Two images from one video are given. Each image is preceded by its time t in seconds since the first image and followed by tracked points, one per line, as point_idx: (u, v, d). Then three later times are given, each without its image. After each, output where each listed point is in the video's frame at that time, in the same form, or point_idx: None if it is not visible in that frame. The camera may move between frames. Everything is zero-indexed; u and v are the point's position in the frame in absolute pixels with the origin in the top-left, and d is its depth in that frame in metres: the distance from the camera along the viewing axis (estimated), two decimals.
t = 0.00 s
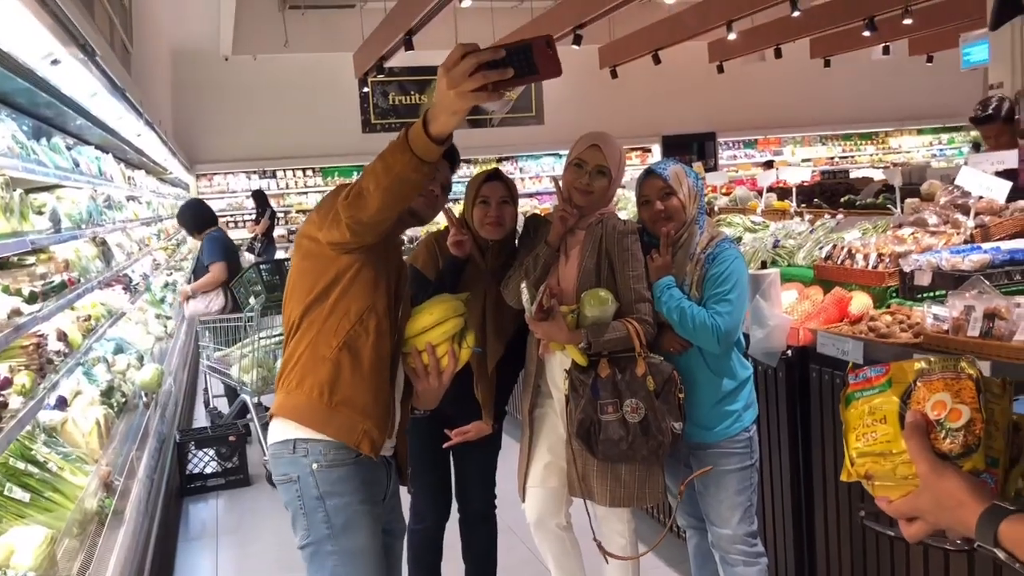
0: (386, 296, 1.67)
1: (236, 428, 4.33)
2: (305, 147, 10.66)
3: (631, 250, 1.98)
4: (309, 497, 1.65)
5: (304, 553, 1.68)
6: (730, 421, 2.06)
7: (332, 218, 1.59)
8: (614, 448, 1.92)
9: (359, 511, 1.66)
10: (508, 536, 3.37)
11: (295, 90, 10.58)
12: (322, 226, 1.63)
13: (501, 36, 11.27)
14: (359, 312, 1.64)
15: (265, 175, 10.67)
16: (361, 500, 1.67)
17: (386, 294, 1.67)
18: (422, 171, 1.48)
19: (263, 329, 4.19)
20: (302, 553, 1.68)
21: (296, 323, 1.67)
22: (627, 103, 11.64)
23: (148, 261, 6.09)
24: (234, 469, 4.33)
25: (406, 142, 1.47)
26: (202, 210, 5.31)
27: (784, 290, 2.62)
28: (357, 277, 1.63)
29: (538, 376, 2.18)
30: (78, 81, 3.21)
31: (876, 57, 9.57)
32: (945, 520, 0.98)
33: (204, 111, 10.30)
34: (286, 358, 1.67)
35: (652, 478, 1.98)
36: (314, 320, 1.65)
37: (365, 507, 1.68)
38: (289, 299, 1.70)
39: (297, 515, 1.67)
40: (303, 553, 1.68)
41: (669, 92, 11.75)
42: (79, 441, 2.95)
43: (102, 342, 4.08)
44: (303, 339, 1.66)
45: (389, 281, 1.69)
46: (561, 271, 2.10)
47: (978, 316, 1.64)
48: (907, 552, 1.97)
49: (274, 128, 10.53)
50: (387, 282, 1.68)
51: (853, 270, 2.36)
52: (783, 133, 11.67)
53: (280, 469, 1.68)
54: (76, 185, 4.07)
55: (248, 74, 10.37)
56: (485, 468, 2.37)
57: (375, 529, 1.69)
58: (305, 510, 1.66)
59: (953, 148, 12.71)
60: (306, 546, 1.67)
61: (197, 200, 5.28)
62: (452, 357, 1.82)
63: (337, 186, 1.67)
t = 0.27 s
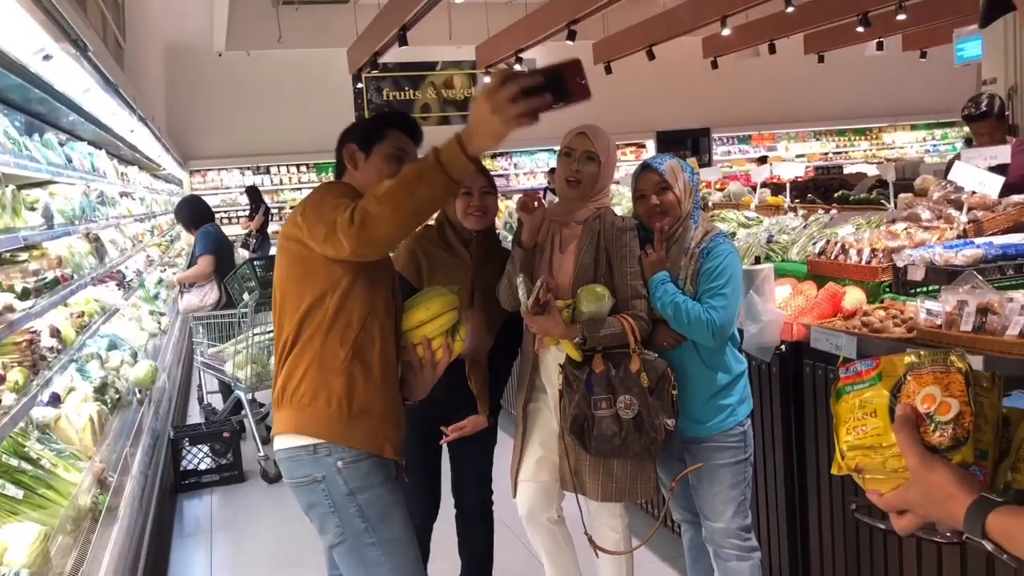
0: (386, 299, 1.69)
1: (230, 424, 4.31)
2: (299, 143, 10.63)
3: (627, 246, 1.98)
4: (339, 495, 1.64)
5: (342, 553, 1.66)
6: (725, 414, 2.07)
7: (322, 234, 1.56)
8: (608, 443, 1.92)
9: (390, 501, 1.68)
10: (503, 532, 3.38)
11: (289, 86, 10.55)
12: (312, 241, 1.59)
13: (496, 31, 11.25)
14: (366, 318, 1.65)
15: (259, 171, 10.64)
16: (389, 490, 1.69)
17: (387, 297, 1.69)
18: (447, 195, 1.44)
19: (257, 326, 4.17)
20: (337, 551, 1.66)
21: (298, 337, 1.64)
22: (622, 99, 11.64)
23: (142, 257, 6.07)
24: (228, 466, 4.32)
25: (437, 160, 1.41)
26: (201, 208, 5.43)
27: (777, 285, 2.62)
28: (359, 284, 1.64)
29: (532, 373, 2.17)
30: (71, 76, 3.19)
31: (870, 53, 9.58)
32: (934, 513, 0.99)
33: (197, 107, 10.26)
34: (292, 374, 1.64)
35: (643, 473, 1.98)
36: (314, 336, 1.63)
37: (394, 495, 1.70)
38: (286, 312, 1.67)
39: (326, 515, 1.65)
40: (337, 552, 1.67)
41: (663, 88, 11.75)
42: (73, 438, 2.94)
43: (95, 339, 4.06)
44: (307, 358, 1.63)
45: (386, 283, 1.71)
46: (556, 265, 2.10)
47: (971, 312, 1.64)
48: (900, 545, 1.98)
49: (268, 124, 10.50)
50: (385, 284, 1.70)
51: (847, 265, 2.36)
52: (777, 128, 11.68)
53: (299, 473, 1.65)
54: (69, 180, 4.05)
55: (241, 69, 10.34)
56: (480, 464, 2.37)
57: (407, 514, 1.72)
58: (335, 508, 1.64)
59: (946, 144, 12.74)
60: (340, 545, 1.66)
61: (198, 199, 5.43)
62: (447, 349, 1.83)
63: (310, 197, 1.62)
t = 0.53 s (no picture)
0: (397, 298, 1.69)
1: (224, 415, 4.30)
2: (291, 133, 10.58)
3: (623, 236, 1.97)
4: (370, 493, 1.66)
5: (363, 552, 1.67)
6: (726, 394, 2.07)
7: (334, 243, 1.53)
8: (601, 432, 1.92)
9: (413, 499, 1.73)
10: (497, 521, 3.38)
11: (282, 75, 10.49)
12: (320, 252, 1.57)
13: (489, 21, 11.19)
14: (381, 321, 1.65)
15: (252, 162, 10.59)
16: (412, 489, 1.73)
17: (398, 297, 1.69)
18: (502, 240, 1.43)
19: (251, 316, 4.16)
20: (361, 549, 1.67)
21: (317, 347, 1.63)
22: (616, 88, 11.61)
23: (135, 248, 6.04)
24: (223, 456, 4.31)
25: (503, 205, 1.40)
26: (195, 198, 5.43)
27: (771, 273, 2.63)
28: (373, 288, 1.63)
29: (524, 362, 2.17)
30: (62, 65, 3.16)
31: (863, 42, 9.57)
32: (927, 496, 0.99)
33: (189, 96, 10.19)
34: (315, 385, 1.64)
35: (637, 462, 1.99)
36: (331, 346, 1.62)
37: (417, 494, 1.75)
38: (300, 322, 1.65)
39: (353, 512, 1.66)
40: (360, 549, 1.67)
41: (657, 77, 11.73)
42: (66, 428, 2.93)
43: (88, 330, 4.03)
44: (327, 367, 1.62)
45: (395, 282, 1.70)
46: (550, 253, 2.08)
47: (964, 299, 1.64)
48: (893, 528, 1.99)
49: (260, 114, 10.44)
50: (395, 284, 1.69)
51: (841, 253, 2.36)
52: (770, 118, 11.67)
53: (323, 470, 1.66)
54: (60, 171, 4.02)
55: (233, 59, 10.27)
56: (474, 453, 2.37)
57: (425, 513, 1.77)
58: (364, 506, 1.66)
59: (939, 133, 12.75)
60: (365, 543, 1.67)
61: (191, 188, 5.44)
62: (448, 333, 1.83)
63: (311, 203, 1.58)
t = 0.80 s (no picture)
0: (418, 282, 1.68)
1: (216, 395, 4.30)
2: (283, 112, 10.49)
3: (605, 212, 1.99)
4: (414, 470, 1.65)
5: (401, 532, 1.67)
6: (735, 376, 2.07)
7: (364, 243, 1.49)
8: (579, 409, 1.94)
9: (448, 478, 1.72)
10: (490, 500, 3.40)
11: (273, 54, 10.38)
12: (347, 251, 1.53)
13: None
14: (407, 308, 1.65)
15: (243, 141, 10.51)
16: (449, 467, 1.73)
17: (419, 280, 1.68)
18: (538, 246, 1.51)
19: (242, 296, 4.14)
20: (398, 527, 1.66)
21: (351, 344, 1.61)
22: (609, 68, 11.54)
23: (125, 228, 6.00)
24: (215, 436, 4.31)
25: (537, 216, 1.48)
26: (184, 175, 5.41)
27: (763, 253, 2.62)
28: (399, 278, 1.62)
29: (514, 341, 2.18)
30: (48, 41, 3.11)
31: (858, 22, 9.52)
32: (918, 470, 1.00)
33: (179, 75, 10.07)
34: (352, 383, 1.62)
35: (615, 441, 1.98)
36: (365, 342, 1.60)
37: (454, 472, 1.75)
38: (328, 320, 1.61)
39: (396, 491, 1.65)
40: (398, 528, 1.66)
41: (651, 57, 11.66)
42: (56, 408, 2.92)
43: (78, 310, 4.00)
44: (364, 363, 1.61)
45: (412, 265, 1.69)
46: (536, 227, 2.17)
47: (956, 278, 1.64)
48: (883, 503, 2.01)
49: (251, 93, 10.34)
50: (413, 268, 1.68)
51: (833, 232, 2.36)
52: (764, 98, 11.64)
53: (361, 452, 1.64)
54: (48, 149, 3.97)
55: (223, 37, 10.15)
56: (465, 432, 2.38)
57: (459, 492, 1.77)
58: (407, 484, 1.65)
59: (932, 113, 12.73)
60: (404, 522, 1.66)
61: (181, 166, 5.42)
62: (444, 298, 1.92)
63: (327, 200, 1.53)
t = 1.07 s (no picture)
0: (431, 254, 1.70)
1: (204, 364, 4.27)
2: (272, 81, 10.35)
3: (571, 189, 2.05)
4: (433, 443, 1.66)
5: (413, 503, 1.67)
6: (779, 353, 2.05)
7: (390, 220, 1.49)
8: (550, 383, 2.00)
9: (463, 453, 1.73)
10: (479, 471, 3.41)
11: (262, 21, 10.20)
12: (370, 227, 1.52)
13: None
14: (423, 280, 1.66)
15: (232, 110, 10.38)
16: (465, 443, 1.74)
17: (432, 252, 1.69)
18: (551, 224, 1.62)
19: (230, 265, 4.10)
20: (408, 498, 1.67)
21: (371, 319, 1.60)
22: (603, 39, 11.42)
23: (113, 197, 5.93)
24: (203, 406, 4.30)
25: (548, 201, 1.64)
26: (172, 142, 5.34)
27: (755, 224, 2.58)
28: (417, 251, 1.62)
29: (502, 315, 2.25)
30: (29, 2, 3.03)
31: None
32: (913, 440, 0.97)
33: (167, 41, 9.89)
34: (374, 359, 1.60)
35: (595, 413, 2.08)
36: (386, 318, 1.60)
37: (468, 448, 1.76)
38: (347, 296, 1.59)
39: (410, 463, 1.65)
40: (408, 500, 1.67)
41: (646, 28, 11.53)
42: (40, 376, 2.88)
43: (64, 278, 3.95)
44: (386, 337, 1.60)
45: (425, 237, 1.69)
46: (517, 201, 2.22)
47: (949, 249, 1.62)
48: (873, 472, 2.01)
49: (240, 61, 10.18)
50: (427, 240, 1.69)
51: (826, 203, 2.33)
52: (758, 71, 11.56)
53: (380, 425, 1.64)
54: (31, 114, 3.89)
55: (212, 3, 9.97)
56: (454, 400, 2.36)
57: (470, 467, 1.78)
58: (425, 457, 1.66)
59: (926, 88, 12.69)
60: (417, 494, 1.66)
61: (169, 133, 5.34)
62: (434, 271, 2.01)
63: (349, 174, 1.50)
